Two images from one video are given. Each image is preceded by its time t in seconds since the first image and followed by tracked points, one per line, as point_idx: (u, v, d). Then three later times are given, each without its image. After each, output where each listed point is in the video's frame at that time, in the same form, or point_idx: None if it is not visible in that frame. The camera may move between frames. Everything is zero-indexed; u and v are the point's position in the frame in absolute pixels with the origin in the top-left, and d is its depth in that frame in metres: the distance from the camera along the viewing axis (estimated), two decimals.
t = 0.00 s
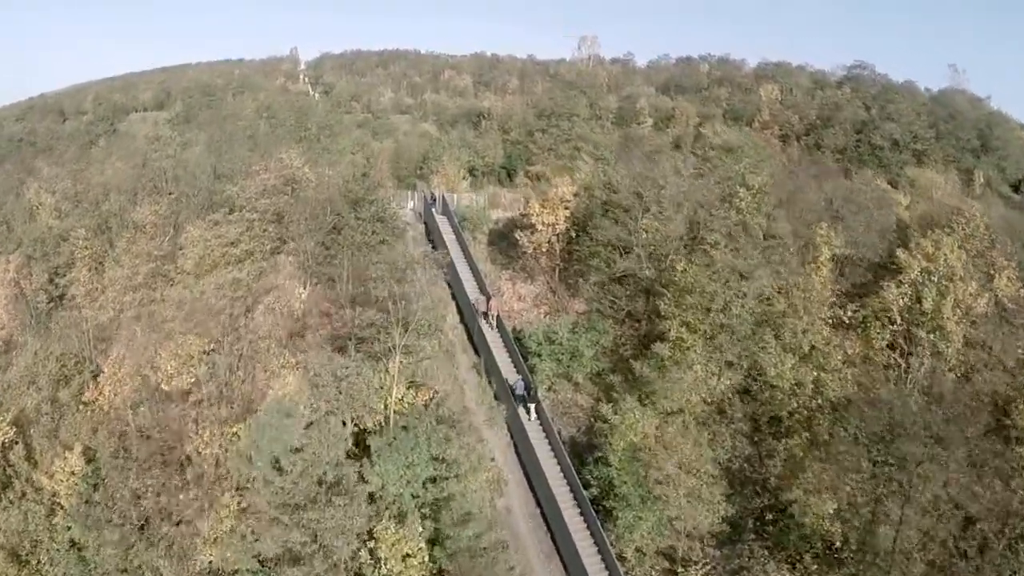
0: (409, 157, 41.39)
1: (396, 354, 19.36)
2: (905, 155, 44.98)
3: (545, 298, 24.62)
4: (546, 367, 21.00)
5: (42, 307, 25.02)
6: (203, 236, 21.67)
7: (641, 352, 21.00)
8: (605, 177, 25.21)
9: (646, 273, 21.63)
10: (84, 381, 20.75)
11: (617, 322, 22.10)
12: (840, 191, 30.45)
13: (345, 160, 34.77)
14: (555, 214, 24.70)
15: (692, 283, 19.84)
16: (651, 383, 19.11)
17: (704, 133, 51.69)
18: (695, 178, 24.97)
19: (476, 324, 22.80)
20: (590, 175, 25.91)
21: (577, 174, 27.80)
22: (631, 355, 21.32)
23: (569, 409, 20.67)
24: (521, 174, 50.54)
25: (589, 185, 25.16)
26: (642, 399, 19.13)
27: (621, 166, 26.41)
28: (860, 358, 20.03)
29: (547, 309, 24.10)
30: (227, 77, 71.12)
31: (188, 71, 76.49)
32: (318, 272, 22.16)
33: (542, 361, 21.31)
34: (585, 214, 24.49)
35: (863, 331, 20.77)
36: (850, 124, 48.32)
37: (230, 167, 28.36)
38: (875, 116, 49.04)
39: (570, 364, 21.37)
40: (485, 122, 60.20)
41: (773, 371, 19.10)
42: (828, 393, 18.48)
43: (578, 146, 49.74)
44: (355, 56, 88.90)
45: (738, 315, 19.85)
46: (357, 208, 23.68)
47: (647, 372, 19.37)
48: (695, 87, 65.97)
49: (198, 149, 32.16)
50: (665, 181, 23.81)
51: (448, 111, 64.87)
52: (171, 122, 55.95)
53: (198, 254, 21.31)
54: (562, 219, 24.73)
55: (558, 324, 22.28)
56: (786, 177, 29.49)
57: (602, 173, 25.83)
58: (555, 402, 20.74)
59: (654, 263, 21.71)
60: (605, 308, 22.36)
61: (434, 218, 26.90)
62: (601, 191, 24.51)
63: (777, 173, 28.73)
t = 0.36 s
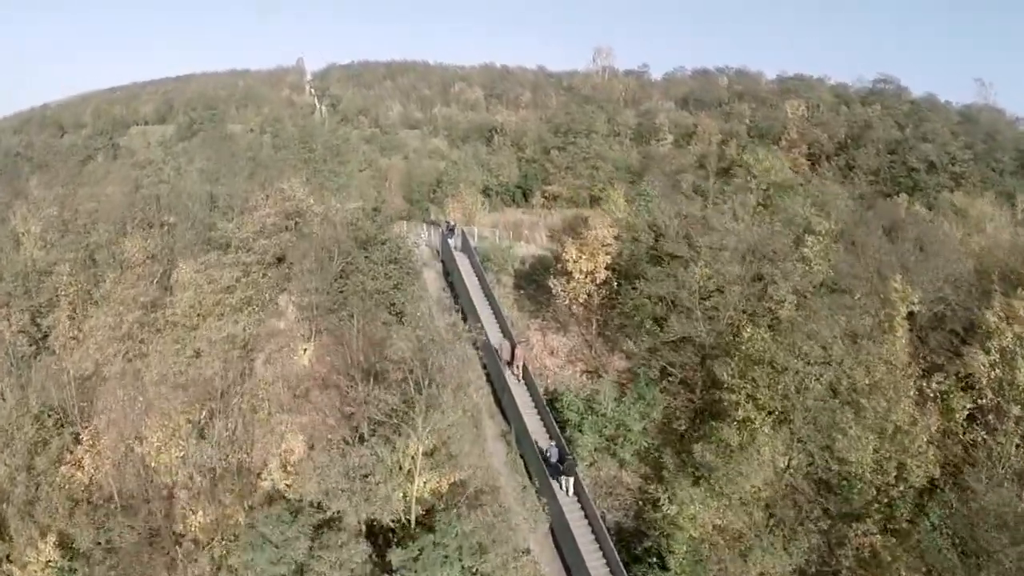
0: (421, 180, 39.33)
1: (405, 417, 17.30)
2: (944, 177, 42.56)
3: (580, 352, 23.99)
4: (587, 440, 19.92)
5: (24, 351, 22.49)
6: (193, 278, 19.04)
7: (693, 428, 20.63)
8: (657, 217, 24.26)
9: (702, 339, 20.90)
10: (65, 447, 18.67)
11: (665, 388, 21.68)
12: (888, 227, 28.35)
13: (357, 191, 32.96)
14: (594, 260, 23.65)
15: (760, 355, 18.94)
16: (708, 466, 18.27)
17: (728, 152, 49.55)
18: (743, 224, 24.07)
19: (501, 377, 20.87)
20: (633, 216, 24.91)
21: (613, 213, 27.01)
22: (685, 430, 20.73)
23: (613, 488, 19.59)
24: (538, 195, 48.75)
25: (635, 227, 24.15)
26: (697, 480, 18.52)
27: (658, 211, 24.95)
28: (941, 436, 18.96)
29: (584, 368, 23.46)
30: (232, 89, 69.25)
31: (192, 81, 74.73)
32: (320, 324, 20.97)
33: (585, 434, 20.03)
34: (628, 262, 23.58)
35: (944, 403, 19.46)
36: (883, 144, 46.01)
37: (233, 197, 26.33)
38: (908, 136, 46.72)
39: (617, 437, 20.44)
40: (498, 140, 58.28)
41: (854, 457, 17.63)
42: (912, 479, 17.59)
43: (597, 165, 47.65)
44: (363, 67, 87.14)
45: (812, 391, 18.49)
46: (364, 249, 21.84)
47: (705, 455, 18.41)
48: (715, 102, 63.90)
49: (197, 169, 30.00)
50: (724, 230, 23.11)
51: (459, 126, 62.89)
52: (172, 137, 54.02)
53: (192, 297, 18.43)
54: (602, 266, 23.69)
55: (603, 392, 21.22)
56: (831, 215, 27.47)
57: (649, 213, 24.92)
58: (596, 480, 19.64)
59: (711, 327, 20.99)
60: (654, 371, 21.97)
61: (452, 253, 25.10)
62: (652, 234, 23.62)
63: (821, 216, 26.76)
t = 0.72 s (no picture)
0: (430, 201, 37.87)
1: (424, 480, 16.22)
2: (971, 196, 40.62)
3: (615, 406, 22.36)
4: (628, 512, 18.49)
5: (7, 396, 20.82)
6: (192, 324, 17.88)
7: (750, 501, 18.97)
8: (696, 258, 22.70)
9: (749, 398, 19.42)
10: (50, 516, 17.11)
11: (716, 457, 20.02)
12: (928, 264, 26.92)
13: (362, 216, 31.19)
14: (636, 308, 21.95)
15: (826, 428, 17.25)
16: (768, 545, 16.79)
17: (743, 169, 48.01)
18: (784, 267, 22.73)
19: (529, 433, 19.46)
20: (672, 254, 23.20)
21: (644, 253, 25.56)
22: (738, 501, 19.24)
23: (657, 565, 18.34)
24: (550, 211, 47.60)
25: (674, 270, 22.59)
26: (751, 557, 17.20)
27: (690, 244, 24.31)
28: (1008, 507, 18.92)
29: (621, 425, 21.84)
30: (233, 97, 67.95)
31: (193, 89, 73.57)
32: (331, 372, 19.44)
33: (627, 505, 18.58)
34: (671, 312, 22.00)
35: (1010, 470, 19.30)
36: (908, 160, 44.12)
37: (236, 226, 24.88)
38: (933, 150, 44.75)
39: (664, 509, 18.98)
40: (506, 155, 56.80)
41: (924, 538, 16.82)
42: (983, 556, 17.51)
43: (610, 180, 46.13)
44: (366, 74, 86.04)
45: (878, 463, 16.88)
46: (378, 290, 20.63)
47: (766, 534, 16.85)
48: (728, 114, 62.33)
49: (195, 189, 28.48)
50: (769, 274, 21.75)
51: (465, 138, 61.48)
52: (171, 148, 52.69)
53: (191, 341, 17.46)
54: (641, 312, 21.95)
55: (648, 457, 19.73)
56: (869, 251, 25.88)
57: (689, 249, 23.07)
58: (641, 555, 18.35)
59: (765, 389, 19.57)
60: (703, 434, 20.49)
61: (472, 291, 23.30)
62: (694, 278, 22.04)
63: (859, 254, 25.18)
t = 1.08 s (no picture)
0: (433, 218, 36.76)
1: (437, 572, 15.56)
2: (987, 213, 39.76)
3: (644, 461, 20.97)
4: None
5: None
6: (189, 377, 16.52)
7: (794, 572, 17.20)
8: (733, 305, 21.12)
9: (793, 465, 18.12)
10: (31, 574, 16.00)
11: (761, 526, 18.16)
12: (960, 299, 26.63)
13: (370, 256, 30.97)
14: (671, 362, 20.34)
15: (880, 498, 16.11)
16: None
17: (751, 185, 47.56)
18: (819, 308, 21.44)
19: (554, 489, 18.72)
20: (702, 296, 21.40)
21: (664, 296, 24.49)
22: None
23: None
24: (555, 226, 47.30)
25: (708, 316, 20.97)
26: None
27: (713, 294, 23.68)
28: None
29: (651, 481, 20.55)
30: (227, 106, 66.77)
31: (186, 97, 72.36)
32: (342, 433, 18.99)
33: None
34: (709, 365, 20.45)
35: None
36: (921, 174, 43.31)
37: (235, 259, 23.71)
38: (946, 165, 43.96)
39: None
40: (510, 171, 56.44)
41: None
42: None
43: (616, 195, 46.74)
44: (362, 81, 85.11)
45: (937, 539, 15.56)
46: (389, 332, 19.95)
47: None
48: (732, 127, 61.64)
49: (188, 206, 27.05)
50: (809, 324, 20.32)
51: (465, 150, 60.62)
52: (164, 160, 51.51)
53: (188, 394, 16.09)
54: (675, 364, 20.37)
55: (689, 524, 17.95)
56: (896, 290, 25.04)
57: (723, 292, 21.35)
58: None
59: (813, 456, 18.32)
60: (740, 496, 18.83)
61: (489, 332, 21.96)
62: (731, 329, 20.60)
63: (888, 291, 24.21)
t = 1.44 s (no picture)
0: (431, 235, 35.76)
1: None
2: (997, 226, 39.35)
3: (666, 513, 18.70)
4: None
5: None
6: (182, 432, 15.07)
7: None
8: (763, 347, 18.13)
9: (829, 530, 15.71)
10: None
11: None
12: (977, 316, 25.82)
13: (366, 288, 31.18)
14: (698, 418, 17.55)
15: None
16: None
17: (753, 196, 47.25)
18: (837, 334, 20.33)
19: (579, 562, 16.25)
20: (727, 337, 18.38)
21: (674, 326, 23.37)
22: None
23: None
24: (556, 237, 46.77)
25: (735, 363, 17.94)
26: None
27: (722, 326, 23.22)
28: None
29: (674, 535, 18.30)
30: (217, 112, 65.38)
31: (175, 103, 70.89)
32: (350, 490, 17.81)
33: None
34: (739, 416, 17.66)
35: None
36: (929, 186, 42.88)
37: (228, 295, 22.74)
38: (953, 175, 43.53)
39: None
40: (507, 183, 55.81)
41: None
42: None
43: (617, 206, 46.54)
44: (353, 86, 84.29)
45: None
46: (390, 376, 18.20)
47: None
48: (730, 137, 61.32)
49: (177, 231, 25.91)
50: (851, 367, 17.29)
51: (461, 159, 59.90)
52: (153, 170, 50.34)
53: (184, 450, 14.74)
54: (701, 418, 17.54)
55: None
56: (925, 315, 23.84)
57: (752, 332, 18.32)
58: None
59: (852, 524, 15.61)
60: (769, 558, 16.48)
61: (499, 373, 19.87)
62: (762, 377, 17.68)
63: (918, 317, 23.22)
